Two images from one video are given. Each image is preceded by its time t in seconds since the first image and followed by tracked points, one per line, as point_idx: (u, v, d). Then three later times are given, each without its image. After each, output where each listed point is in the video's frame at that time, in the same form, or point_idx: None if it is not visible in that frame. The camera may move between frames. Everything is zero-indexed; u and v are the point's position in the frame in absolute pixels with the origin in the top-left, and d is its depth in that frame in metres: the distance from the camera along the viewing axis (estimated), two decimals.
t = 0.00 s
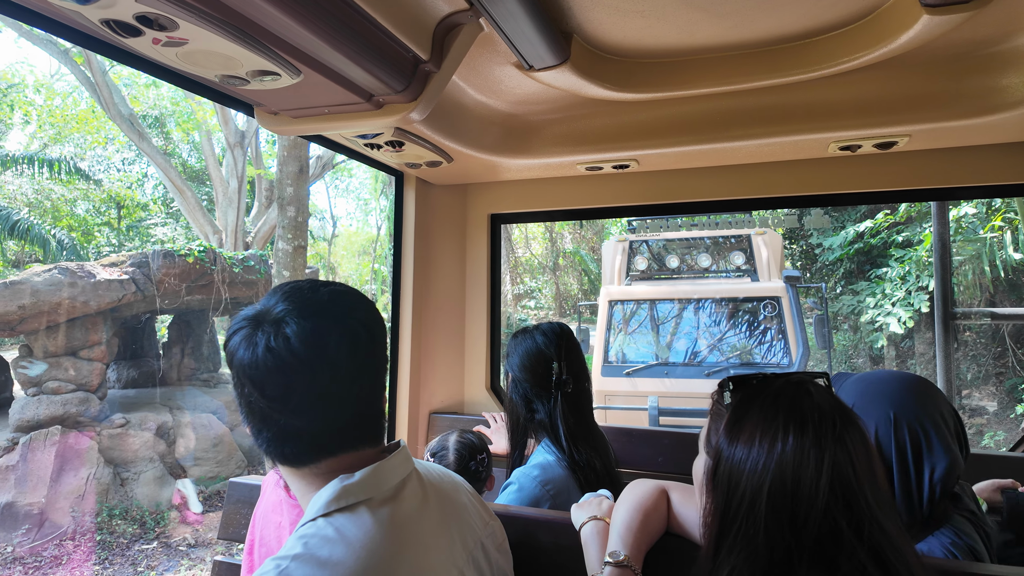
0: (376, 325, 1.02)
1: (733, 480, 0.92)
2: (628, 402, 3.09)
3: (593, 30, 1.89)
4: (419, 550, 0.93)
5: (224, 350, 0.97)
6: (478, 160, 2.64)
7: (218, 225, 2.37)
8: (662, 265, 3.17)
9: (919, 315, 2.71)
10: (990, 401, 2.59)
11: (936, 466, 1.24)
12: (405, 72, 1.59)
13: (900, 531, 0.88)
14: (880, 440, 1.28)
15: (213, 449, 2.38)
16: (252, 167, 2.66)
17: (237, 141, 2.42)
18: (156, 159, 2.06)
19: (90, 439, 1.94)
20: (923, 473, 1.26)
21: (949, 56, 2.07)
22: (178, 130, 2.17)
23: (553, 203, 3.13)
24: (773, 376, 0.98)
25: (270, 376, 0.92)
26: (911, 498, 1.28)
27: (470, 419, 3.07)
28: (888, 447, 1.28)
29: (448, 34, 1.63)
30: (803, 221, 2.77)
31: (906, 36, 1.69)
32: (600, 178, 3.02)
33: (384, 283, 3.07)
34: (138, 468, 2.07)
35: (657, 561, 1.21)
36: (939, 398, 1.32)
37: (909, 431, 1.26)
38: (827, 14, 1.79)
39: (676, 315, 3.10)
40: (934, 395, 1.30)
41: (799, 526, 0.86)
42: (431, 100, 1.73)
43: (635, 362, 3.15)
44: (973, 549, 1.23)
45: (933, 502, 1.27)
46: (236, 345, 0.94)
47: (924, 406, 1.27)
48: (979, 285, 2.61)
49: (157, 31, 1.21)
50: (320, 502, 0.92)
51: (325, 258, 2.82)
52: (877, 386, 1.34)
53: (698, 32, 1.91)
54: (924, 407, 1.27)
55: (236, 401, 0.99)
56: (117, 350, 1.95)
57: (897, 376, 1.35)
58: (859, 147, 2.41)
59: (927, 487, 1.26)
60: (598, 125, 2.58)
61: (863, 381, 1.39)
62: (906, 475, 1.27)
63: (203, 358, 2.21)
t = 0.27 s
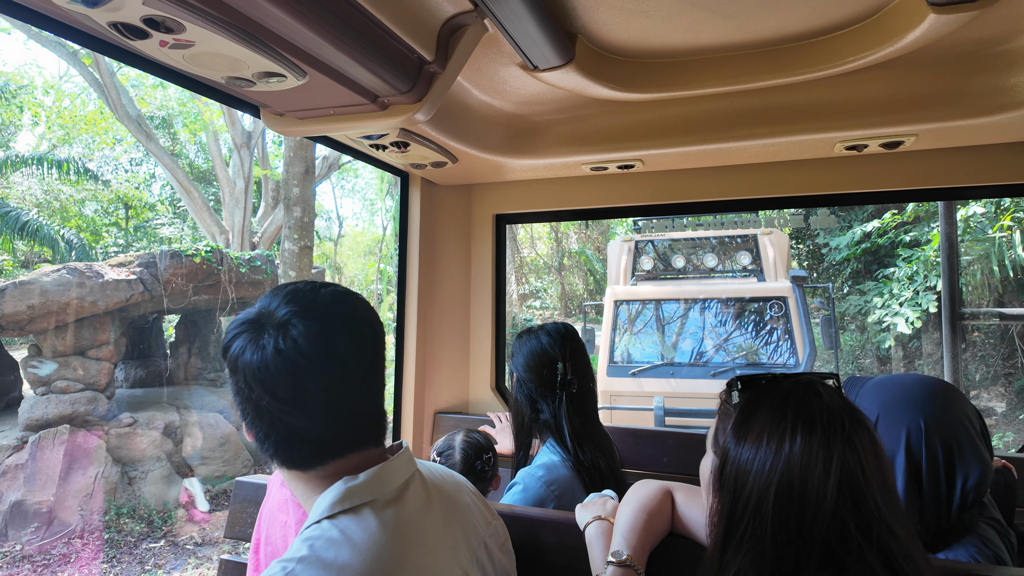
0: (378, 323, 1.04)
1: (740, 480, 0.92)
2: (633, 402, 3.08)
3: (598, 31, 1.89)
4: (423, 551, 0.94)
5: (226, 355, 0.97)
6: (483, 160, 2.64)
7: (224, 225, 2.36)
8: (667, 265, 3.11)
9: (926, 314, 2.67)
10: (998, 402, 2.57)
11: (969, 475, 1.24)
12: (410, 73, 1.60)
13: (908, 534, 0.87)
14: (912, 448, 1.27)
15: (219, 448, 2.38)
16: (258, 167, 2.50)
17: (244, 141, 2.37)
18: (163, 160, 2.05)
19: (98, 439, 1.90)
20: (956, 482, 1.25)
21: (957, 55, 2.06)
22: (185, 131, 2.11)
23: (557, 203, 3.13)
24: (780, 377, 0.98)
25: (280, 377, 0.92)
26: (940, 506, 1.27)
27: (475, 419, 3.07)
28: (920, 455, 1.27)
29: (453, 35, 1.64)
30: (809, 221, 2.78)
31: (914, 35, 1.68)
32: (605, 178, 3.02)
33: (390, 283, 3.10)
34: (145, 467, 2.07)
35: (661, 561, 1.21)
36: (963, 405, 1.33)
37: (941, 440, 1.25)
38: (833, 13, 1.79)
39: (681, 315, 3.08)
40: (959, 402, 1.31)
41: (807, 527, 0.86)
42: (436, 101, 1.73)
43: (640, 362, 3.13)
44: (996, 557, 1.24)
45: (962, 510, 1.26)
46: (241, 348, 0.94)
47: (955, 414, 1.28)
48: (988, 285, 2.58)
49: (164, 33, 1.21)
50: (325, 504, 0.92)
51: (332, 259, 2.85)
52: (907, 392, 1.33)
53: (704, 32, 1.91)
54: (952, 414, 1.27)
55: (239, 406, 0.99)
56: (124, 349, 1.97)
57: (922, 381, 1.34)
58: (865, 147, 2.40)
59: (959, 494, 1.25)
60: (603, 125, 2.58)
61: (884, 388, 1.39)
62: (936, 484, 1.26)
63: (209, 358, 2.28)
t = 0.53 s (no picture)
0: (383, 322, 1.05)
1: (746, 477, 0.92)
2: (640, 402, 3.08)
3: (605, 30, 1.90)
4: (430, 548, 0.94)
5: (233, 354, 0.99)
6: (490, 159, 2.65)
7: (231, 226, 2.39)
8: (674, 265, 3.14)
9: (935, 315, 2.64)
10: (1009, 403, 2.55)
11: (989, 477, 1.24)
12: (418, 73, 1.61)
13: (917, 533, 0.87)
14: (931, 447, 1.28)
15: (227, 447, 2.44)
16: (266, 167, 2.52)
17: (251, 142, 2.36)
18: (171, 160, 2.09)
19: (107, 436, 2.00)
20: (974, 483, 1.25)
21: (967, 53, 2.05)
22: (193, 131, 2.14)
23: (564, 203, 3.13)
24: (789, 375, 0.98)
25: (288, 376, 0.93)
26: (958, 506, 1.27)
27: (482, 417, 3.07)
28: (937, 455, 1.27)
29: (460, 35, 1.65)
30: (817, 220, 2.78)
31: (922, 32, 1.68)
32: (612, 178, 3.02)
33: (396, 283, 3.10)
34: (154, 466, 2.12)
35: (668, 559, 1.21)
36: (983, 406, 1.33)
37: (960, 438, 1.26)
38: (841, 12, 1.78)
39: (688, 315, 3.07)
40: (980, 404, 1.31)
41: (814, 525, 0.86)
42: (444, 101, 1.74)
43: (647, 362, 3.13)
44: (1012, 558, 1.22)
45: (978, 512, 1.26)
46: (247, 347, 0.95)
47: (975, 415, 1.28)
48: (997, 285, 2.58)
49: (175, 34, 1.23)
50: (332, 501, 0.93)
51: (338, 259, 2.85)
52: (926, 392, 1.34)
53: (711, 31, 1.91)
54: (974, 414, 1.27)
55: (247, 405, 1.00)
56: (133, 349, 2.05)
57: (941, 382, 1.35)
58: (873, 146, 2.39)
59: (978, 493, 1.25)
60: (610, 124, 2.58)
61: (898, 388, 1.40)
62: (955, 483, 1.26)
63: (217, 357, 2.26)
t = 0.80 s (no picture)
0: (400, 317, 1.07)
1: (748, 473, 0.93)
2: (648, 402, 3.08)
3: (614, 29, 1.90)
4: (440, 541, 0.95)
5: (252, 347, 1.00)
6: (499, 159, 2.66)
7: (241, 226, 2.42)
8: (682, 265, 3.15)
9: (946, 315, 2.60)
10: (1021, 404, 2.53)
11: (981, 466, 1.24)
12: (428, 73, 1.62)
13: (920, 529, 0.87)
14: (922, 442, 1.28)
15: (237, 445, 2.47)
16: (274, 167, 2.59)
17: (261, 142, 2.44)
18: (181, 161, 2.14)
19: (119, 435, 2.06)
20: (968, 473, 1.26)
21: (978, 50, 2.04)
22: (202, 132, 2.22)
23: (572, 203, 3.13)
24: (793, 372, 0.98)
25: (310, 368, 0.95)
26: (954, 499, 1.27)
27: (490, 416, 3.08)
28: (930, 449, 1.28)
29: (470, 35, 1.66)
30: (826, 219, 2.77)
31: (933, 30, 1.67)
32: (620, 178, 3.02)
33: (404, 283, 3.11)
34: (164, 464, 2.17)
35: (678, 556, 1.21)
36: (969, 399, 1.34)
37: (949, 431, 1.27)
38: (851, 10, 1.78)
39: (696, 315, 3.08)
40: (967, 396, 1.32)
41: (815, 520, 0.86)
42: (453, 100, 1.75)
43: (655, 362, 3.13)
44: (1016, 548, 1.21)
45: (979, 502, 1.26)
46: (267, 340, 0.97)
47: (962, 406, 1.29)
48: (1011, 285, 2.54)
49: (190, 35, 1.24)
50: (345, 494, 0.94)
51: (346, 259, 2.89)
52: (911, 387, 1.35)
53: (720, 30, 1.91)
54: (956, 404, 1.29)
55: (264, 398, 1.01)
56: (144, 348, 2.08)
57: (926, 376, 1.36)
58: (883, 144, 2.38)
59: (973, 484, 1.25)
60: (618, 123, 2.58)
61: (885, 386, 1.41)
62: (950, 477, 1.27)
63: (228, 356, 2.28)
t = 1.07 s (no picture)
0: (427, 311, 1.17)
1: (758, 471, 0.92)
2: (657, 402, 3.07)
3: (623, 28, 1.90)
4: (453, 536, 0.96)
5: (285, 333, 1.05)
6: (508, 158, 2.67)
7: (251, 226, 2.48)
8: (691, 264, 3.12)
9: (958, 315, 2.60)
10: None
11: (977, 459, 1.27)
12: (438, 72, 1.63)
13: (931, 529, 0.86)
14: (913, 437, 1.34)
15: (247, 443, 2.48)
16: (284, 168, 2.69)
17: (269, 143, 2.51)
18: (192, 162, 2.18)
19: (130, 433, 2.12)
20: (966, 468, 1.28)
21: (991, 47, 2.02)
22: (213, 134, 2.25)
23: (580, 202, 3.13)
24: (802, 371, 0.98)
25: (363, 343, 1.02)
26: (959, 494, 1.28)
27: (499, 415, 3.07)
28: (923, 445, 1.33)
29: (480, 34, 1.66)
30: (838, 217, 2.76)
31: (945, 28, 1.65)
32: (629, 178, 3.01)
33: (413, 283, 3.11)
34: (176, 462, 2.21)
35: (689, 556, 1.21)
36: (967, 398, 1.39)
37: (938, 427, 1.33)
38: (863, 7, 1.77)
39: (706, 314, 3.06)
40: (960, 393, 1.38)
41: (824, 518, 0.86)
42: (463, 100, 1.75)
43: (665, 362, 3.12)
44: None
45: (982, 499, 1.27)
46: (310, 319, 1.03)
47: (950, 403, 1.35)
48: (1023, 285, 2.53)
49: (203, 36, 1.26)
50: (361, 489, 0.96)
51: (355, 258, 2.92)
52: (901, 388, 1.43)
53: (730, 28, 1.90)
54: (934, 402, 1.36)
55: (304, 383, 1.04)
56: (156, 348, 2.15)
57: (921, 378, 1.43)
58: (894, 143, 2.36)
59: (972, 481, 1.27)
60: (627, 122, 2.57)
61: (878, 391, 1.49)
62: (948, 477, 1.29)
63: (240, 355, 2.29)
